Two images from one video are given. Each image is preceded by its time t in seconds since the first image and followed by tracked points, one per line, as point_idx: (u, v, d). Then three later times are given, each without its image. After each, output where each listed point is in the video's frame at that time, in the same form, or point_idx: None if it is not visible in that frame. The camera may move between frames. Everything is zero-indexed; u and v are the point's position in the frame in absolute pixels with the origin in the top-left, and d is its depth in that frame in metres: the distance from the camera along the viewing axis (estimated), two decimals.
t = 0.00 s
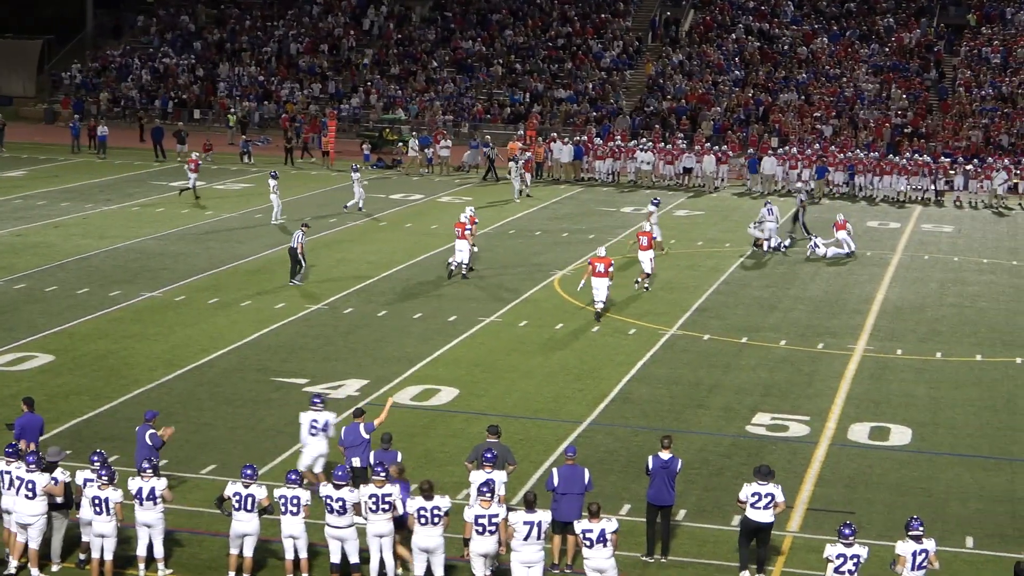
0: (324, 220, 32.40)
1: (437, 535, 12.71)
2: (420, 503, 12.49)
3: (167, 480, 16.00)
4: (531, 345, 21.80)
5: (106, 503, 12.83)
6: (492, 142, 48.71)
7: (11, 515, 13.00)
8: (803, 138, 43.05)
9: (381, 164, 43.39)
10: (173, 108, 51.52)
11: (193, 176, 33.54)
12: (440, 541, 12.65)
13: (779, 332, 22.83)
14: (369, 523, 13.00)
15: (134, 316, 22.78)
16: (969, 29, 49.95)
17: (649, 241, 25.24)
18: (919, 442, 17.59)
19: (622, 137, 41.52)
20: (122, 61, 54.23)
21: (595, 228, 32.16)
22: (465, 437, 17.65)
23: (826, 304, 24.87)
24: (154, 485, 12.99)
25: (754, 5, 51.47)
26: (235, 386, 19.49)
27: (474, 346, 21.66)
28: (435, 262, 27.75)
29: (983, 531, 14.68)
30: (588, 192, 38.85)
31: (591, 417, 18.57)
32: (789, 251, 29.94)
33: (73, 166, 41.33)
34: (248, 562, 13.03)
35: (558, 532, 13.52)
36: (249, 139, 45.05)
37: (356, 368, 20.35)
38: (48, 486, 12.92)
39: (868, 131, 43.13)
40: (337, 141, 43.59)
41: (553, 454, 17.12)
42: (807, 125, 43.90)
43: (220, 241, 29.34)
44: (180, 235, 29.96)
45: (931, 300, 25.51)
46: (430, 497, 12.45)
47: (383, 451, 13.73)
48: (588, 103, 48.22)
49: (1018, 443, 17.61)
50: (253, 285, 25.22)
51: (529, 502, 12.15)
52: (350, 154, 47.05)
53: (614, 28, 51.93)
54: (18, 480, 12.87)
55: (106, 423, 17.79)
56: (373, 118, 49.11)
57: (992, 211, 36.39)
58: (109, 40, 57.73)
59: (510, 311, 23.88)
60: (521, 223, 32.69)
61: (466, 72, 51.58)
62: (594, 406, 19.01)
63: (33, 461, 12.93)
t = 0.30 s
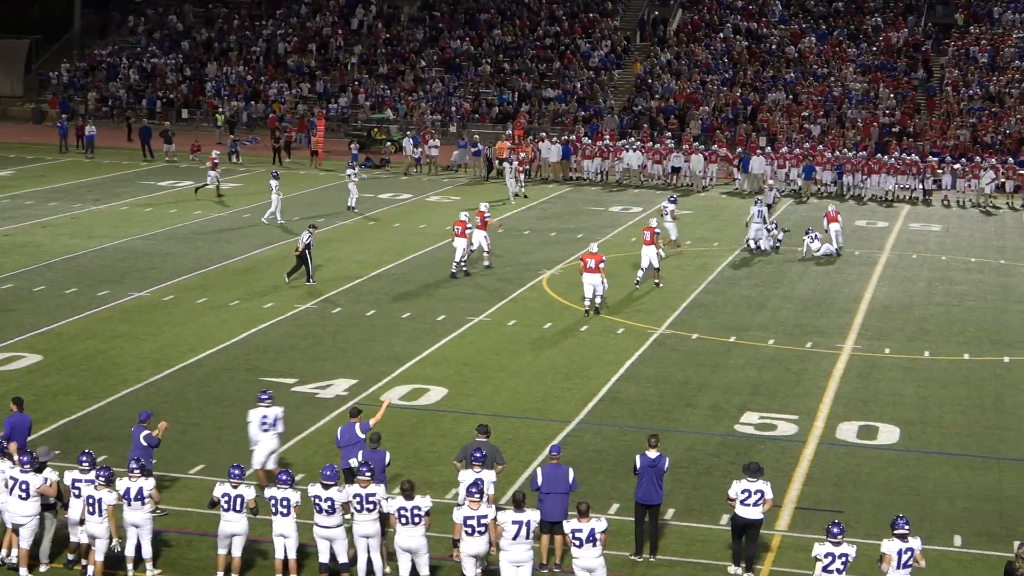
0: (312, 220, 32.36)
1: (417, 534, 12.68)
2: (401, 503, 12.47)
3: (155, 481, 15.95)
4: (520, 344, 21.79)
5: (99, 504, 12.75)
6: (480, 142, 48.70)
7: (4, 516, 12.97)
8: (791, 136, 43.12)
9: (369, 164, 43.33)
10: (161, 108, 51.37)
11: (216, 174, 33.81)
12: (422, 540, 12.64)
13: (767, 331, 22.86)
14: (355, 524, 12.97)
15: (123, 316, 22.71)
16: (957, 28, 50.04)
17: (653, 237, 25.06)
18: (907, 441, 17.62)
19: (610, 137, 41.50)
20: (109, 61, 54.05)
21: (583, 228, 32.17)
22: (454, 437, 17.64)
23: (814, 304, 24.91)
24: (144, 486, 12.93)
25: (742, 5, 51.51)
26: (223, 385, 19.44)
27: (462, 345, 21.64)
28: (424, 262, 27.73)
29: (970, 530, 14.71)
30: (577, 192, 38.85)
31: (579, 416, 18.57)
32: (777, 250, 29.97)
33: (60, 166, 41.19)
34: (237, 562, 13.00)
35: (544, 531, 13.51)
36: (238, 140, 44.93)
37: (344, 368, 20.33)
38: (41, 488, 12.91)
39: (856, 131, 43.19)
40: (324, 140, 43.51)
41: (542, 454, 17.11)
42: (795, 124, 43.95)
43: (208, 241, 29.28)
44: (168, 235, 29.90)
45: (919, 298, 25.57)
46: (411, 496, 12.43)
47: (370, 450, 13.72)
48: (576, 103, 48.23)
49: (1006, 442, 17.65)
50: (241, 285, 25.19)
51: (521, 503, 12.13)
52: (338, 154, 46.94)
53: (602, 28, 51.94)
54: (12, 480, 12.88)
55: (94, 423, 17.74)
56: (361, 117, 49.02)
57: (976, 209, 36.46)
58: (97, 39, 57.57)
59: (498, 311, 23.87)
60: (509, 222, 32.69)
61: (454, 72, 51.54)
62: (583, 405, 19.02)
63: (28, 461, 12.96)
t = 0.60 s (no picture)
0: (259, 224, 32.15)
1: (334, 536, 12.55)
2: (359, 494, 12.48)
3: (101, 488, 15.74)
4: (470, 348, 21.76)
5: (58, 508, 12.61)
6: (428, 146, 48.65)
7: None
8: (736, 138, 43.45)
9: (315, 167, 43.10)
10: (105, 113, 50.84)
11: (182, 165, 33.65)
12: (334, 542, 12.50)
13: (715, 333, 23.00)
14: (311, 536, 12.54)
15: (67, 322, 22.40)
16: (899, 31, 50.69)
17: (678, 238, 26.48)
18: (854, 440, 17.79)
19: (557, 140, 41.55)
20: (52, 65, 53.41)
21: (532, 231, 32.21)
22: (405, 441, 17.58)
23: (761, 305, 25.11)
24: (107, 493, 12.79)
25: (687, 7, 51.86)
26: (171, 391, 19.24)
27: (411, 349, 21.57)
28: (372, 266, 27.63)
29: (917, 529, 14.87)
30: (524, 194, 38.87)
31: (529, 419, 18.57)
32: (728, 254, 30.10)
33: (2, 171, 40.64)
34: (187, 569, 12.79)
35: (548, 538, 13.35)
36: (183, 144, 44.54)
37: (293, 373, 20.19)
38: None
39: (801, 132, 43.60)
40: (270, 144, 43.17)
41: (493, 457, 17.08)
42: (740, 126, 44.33)
43: (154, 246, 29.00)
44: (112, 240, 29.58)
45: (865, 299, 25.83)
46: (369, 487, 12.47)
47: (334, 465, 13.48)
48: (523, 106, 48.34)
49: (951, 440, 17.88)
50: (188, 290, 24.97)
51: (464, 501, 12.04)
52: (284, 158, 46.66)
53: (549, 31, 52.11)
54: None
55: (40, 430, 17.49)
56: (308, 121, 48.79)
57: (916, 209, 36.94)
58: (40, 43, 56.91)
59: (448, 314, 23.83)
60: (457, 226, 32.65)
61: (400, 75, 51.45)
62: (533, 408, 19.02)
63: None
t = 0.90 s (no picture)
0: (257, 224, 32.15)
1: (331, 538, 12.58)
2: (376, 498, 12.44)
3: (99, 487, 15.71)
4: (467, 347, 21.75)
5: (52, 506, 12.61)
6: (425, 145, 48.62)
7: None
8: (733, 137, 43.45)
9: (312, 167, 43.10)
10: (102, 112, 50.81)
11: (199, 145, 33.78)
12: (331, 542, 12.52)
13: (713, 332, 22.99)
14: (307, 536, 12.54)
15: (64, 322, 22.38)
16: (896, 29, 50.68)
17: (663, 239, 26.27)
18: (852, 439, 17.79)
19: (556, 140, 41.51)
20: (48, 65, 53.33)
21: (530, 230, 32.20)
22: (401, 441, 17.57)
23: (758, 304, 25.10)
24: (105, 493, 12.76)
25: (685, 7, 51.85)
26: (168, 390, 19.22)
27: (409, 349, 21.56)
28: (370, 265, 27.62)
29: (914, 528, 14.88)
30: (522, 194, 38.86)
31: (526, 418, 18.57)
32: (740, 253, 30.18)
33: None
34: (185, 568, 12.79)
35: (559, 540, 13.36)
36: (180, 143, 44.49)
37: (290, 373, 20.18)
38: None
39: (798, 131, 43.59)
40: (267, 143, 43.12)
41: (490, 456, 17.08)
42: (737, 125, 44.35)
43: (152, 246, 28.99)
44: (109, 239, 29.57)
45: (862, 298, 25.83)
46: (385, 491, 12.46)
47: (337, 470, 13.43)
48: (520, 105, 48.32)
49: (948, 440, 17.88)
50: (186, 290, 24.96)
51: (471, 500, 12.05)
52: (281, 157, 46.63)
53: (546, 31, 52.11)
54: None
55: (37, 430, 17.47)
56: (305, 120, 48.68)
57: (913, 208, 36.98)
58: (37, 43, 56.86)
59: (445, 313, 23.83)
60: (454, 225, 32.64)
61: (397, 74, 51.40)
62: (530, 407, 19.01)
63: None
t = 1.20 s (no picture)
0: (259, 224, 32.17)
1: (339, 537, 12.58)
2: (399, 498, 12.39)
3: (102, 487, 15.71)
4: (469, 348, 21.76)
5: (54, 505, 12.62)
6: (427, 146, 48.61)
7: None
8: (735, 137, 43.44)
9: (314, 167, 43.09)
10: (103, 113, 50.85)
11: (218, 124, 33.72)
12: (338, 542, 12.52)
13: (715, 332, 22.99)
14: (315, 536, 12.54)
15: (66, 322, 22.38)
16: (897, 30, 50.65)
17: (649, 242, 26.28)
18: (854, 439, 17.79)
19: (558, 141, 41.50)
20: (50, 65, 53.35)
21: (532, 230, 32.21)
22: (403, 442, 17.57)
23: (760, 304, 25.10)
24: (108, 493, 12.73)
25: (687, 7, 51.87)
26: (170, 391, 19.23)
27: (410, 348, 21.56)
28: (372, 266, 27.63)
29: (917, 528, 14.88)
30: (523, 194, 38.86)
31: (528, 418, 18.56)
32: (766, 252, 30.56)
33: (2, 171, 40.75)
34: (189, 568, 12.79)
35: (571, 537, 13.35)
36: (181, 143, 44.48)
37: (292, 373, 20.19)
38: None
39: (800, 131, 43.59)
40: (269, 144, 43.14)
41: (492, 456, 17.08)
42: (739, 125, 44.33)
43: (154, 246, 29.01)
44: (111, 240, 29.60)
45: (865, 298, 25.82)
46: (408, 492, 12.40)
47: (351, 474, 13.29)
48: (522, 105, 48.33)
49: (950, 440, 17.88)
50: (187, 290, 24.97)
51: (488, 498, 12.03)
52: (283, 158, 46.65)
53: (547, 31, 52.11)
54: None
55: (38, 430, 17.47)
56: (306, 121, 48.65)
57: (916, 208, 36.96)
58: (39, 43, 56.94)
59: (446, 314, 23.83)
60: (456, 226, 32.65)
61: (399, 74, 51.40)
62: (532, 408, 19.01)
63: None
